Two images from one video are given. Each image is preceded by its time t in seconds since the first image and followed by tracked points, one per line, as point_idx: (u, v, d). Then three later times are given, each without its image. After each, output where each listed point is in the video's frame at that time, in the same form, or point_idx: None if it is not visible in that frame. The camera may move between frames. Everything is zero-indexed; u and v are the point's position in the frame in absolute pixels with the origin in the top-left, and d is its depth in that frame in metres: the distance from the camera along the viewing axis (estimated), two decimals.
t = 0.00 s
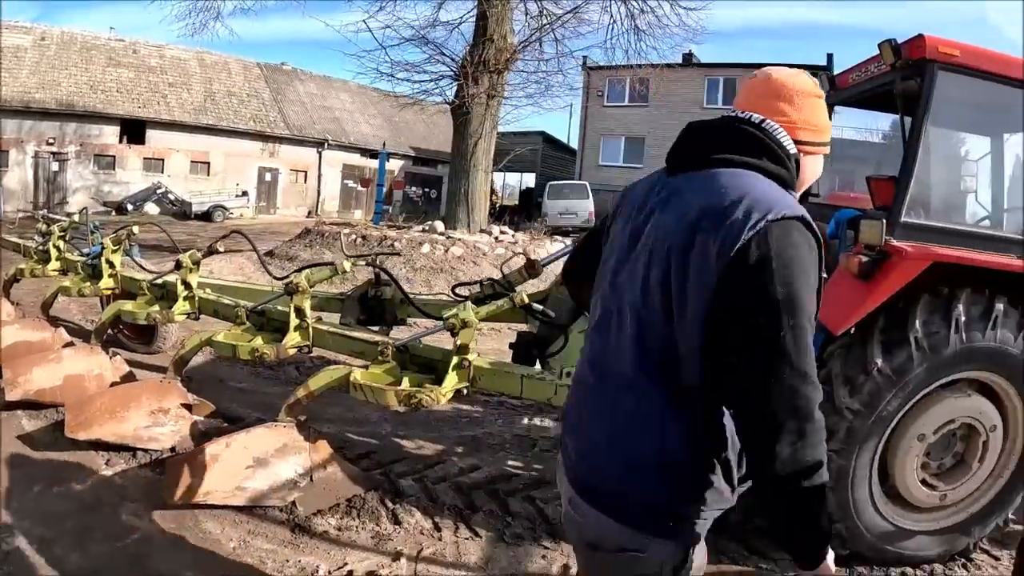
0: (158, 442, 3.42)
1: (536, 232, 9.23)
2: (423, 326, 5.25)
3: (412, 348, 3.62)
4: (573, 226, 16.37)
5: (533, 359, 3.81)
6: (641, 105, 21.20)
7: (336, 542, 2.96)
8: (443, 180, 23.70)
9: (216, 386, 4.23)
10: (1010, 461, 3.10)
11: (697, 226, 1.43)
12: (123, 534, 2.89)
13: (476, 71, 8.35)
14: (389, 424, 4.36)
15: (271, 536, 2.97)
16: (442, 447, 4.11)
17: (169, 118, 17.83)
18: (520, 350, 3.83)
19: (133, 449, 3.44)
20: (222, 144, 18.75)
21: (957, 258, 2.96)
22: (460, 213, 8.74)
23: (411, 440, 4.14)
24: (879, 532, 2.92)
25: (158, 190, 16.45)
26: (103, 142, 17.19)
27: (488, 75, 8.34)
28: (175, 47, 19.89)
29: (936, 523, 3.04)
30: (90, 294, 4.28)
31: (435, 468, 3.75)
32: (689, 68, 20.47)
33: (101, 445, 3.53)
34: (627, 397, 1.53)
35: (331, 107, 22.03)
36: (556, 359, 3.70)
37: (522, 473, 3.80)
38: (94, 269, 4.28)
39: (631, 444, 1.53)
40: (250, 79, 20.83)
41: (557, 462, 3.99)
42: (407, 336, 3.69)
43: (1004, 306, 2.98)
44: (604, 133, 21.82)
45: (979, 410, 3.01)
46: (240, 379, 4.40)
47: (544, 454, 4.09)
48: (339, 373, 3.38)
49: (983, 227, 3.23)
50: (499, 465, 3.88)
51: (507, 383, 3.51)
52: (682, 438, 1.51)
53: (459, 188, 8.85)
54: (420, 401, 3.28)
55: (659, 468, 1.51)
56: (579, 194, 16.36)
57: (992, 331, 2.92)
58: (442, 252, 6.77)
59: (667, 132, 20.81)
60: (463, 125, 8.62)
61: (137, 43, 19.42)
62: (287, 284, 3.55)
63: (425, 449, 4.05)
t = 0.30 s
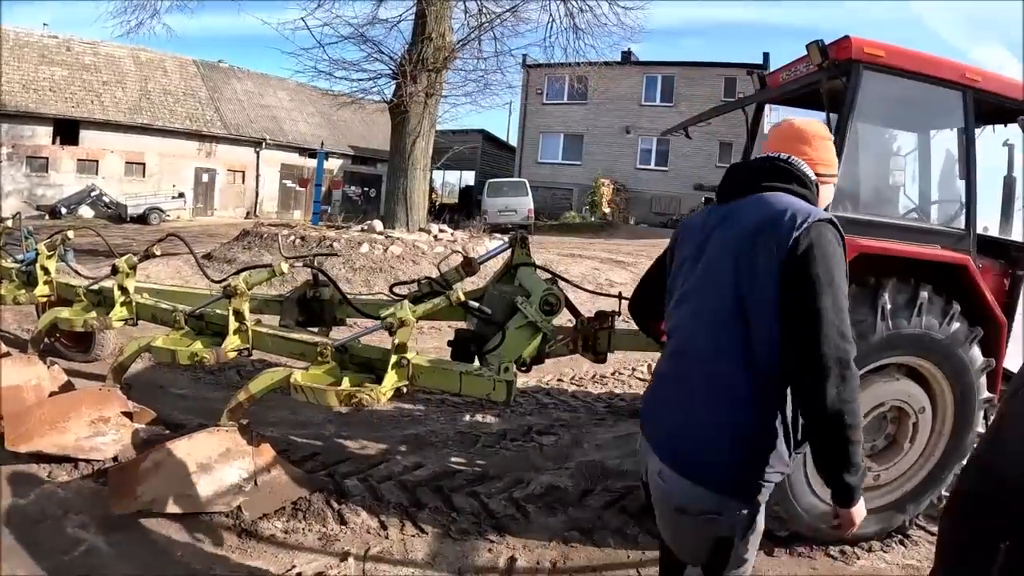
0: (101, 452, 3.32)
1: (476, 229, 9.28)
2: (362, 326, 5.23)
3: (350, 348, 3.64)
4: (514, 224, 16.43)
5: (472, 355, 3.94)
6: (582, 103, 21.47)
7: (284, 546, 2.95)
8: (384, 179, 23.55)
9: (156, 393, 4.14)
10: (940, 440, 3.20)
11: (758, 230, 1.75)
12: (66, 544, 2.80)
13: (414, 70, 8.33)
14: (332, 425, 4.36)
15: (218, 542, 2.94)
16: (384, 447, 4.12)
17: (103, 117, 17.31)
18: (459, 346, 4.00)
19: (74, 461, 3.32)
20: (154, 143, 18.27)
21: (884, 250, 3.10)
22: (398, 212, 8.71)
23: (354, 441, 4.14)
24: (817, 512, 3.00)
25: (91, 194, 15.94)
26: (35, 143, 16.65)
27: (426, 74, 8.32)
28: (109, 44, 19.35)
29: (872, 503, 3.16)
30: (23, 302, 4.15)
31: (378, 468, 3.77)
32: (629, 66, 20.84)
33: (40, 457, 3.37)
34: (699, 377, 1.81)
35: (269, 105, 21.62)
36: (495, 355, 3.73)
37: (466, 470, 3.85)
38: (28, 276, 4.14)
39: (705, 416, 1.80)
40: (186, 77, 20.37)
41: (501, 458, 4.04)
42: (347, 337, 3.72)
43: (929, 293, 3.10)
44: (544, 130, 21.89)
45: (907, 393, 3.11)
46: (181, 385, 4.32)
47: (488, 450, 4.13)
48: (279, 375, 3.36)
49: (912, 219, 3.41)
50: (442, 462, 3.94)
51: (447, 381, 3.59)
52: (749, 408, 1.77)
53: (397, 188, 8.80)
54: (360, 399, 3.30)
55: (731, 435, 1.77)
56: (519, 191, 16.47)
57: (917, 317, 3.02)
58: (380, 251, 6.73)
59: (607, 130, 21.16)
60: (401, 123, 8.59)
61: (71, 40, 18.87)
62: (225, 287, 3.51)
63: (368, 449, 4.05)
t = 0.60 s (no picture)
0: (48, 466, 3.21)
1: (417, 228, 9.27)
2: (308, 327, 5.18)
3: (297, 350, 3.60)
4: (452, 222, 16.45)
5: (419, 354, 3.96)
6: (518, 101, 21.63)
7: (241, 551, 2.94)
8: (321, 179, 23.20)
9: (100, 402, 4.03)
10: (875, 421, 3.41)
11: (772, 220, 2.06)
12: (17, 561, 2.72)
13: (353, 69, 8.24)
14: (281, 429, 4.32)
15: (176, 551, 2.90)
16: (334, 448, 4.12)
17: (34, 117, 15.84)
18: (405, 345, 4.03)
19: (21, 475, 3.19)
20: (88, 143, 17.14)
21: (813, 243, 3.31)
22: (338, 212, 8.60)
23: (304, 443, 4.12)
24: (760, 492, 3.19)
25: (22, 196, 14.75)
26: None
27: (365, 73, 8.25)
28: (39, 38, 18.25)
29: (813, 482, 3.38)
30: None
31: (329, 468, 3.78)
32: (564, 65, 21.13)
33: None
34: (728, 346, 2.12)
35: (204, 105, 21.12)
36: (443, 352, 3.76)
37: (417, 468, 3.89)
38: None
39: (733, 379, 2.09)
40: (119, 75, 19.78)
41: (450, 454, 4.09)
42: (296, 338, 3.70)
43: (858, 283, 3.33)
44: (482, 128, 22.15)
45: (842, 377, 3.31)
46: (124, 394, 4.20)
47: (437, 447, 4.18)
48: (228, 380, 3.32)
49: (842, 213, 3.66)
50: (392, 461, 3.97)
51: (395, 379, 3.61)
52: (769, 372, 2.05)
53: (337, 187, 8.71)
54: (310, 400, 3.31)
55: (755, 390, 2.05)
56: (457, 189, 16.45)
57: (848, 306, 3.25)
58: (321, 252, 6.66)
59: (543, 128, 21.40)
60: (340, 122, 8.48)
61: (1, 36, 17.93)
62: (171, 291, 3.44)
63: (319, 450, 4.05)
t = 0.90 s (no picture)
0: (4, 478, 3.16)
1: (364, 227, 9.22)
2: (259, 329, 5.15)
3: (254, 352, 3.69)
4: (396, 221, 16.36)
5: (373, 352, 3.99)
6: (462, 99, 21.62)
7: (204, 555, 2.95)
8: (263, 179, 22.63)
9: (52, 412, 3.97)
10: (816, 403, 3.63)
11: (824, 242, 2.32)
12: None
13: (299, 67, 8.13)
14: (236, 432, 4.32)
15: (139, 558, 2.90)
16: (290, 449, 4.13)
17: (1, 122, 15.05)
18: (359, 344, 4.04)
19: None
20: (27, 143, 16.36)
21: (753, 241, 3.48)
22: (284, 213, 8.47)
23: (260, 445, 4.14)
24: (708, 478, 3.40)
25: None
26: None
27: (311, 71, 8.16)
28: None
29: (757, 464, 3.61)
30: None
31: (288, 469, 3.81)
32: (507, 63, 21.23)
33: None
34: (766, 349, 2.37)
35: (143, 102, 20.41)
36: (397, 349, 3.81)
37: (374, 466, 3.94)
38: None
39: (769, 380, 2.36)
40: (57, 71, 18.94)
41: (406, 451, 4.14)
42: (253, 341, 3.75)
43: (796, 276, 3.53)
44: (426, 126, 22.11)
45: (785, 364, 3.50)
46: (74, 402, 4.17)
47: (392, 444, 4.23)
48: (185, 384, 3.33)
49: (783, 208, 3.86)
50: (349, 459, 4.01)
51: (352, 378, 3.65)
52: (800, 377, 2.35)
53: (282, 187, 8.59)
54: (269, 400, 3.34)
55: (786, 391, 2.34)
56: (401, 189, 16.34)
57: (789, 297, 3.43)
58: (268, 253, 6.59)
59: (487, 126, 21.47)
60: (285, 121, 8.37)
61: None
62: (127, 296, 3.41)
63: (275, 452, 4.06)
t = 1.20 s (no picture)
0: None
1: (321, 225, 9.18)
2: (217, 328, 5.13)
3: (214, 351, 3.75)
4: (352, 220, 16.26)
5: (333, 350, 4.04)
6: (418, 96, 21.56)
7: (170, 555, 3.01)
8: (217, 176, 22.11)
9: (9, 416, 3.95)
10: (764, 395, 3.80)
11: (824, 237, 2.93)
12: None
13: (255, 64, 8.06)
14: (196, 433, 4.33)
15: (104, 561, 2.94)
16: (251, 448, 4.16)
17: None
18: (320, 342, 4.10)
19: None
20: None
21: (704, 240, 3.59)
22: (240, 212, 8.37)
23: (220, 446, 4.16)
24: (661, 467, 3.55)
25: None
26: None
27: (268, 69, 8.09)
28: None
29: (710, 454, 3.75)
30: None
31: (249, 468, 3.86)
32: (464, 61, 21.24)
33: None
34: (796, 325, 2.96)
35: (97, 98, 19.84)
36: (357, 347, 3.87)
37: (335, 463, 4.01)
38: None
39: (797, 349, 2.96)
40: (6, 65, 18.30)
41: (367, 448, 4.21)
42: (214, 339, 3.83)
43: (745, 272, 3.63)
44: (382, 123, 21.99)
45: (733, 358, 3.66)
46: (32, 405, 4.17)
47: (353, 442, 4.29)
48: (146, 383, 3.39)
49: (733, 208, 3.98)
50: (310, 457, 4.06)
51: (311, 375, 3.72)
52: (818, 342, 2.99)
53: (237, 185, 8.49)
54: (233, 400, 3.47)
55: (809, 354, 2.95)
56: (357, 186, 16.14)
57: (737, 293, 3.56)
58: (224, 252, 6.53)
59: (443, 123, 21.45)
60: (241, 119, 8.27)
61: None
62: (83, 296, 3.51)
63: (236, 452, 4.09)
